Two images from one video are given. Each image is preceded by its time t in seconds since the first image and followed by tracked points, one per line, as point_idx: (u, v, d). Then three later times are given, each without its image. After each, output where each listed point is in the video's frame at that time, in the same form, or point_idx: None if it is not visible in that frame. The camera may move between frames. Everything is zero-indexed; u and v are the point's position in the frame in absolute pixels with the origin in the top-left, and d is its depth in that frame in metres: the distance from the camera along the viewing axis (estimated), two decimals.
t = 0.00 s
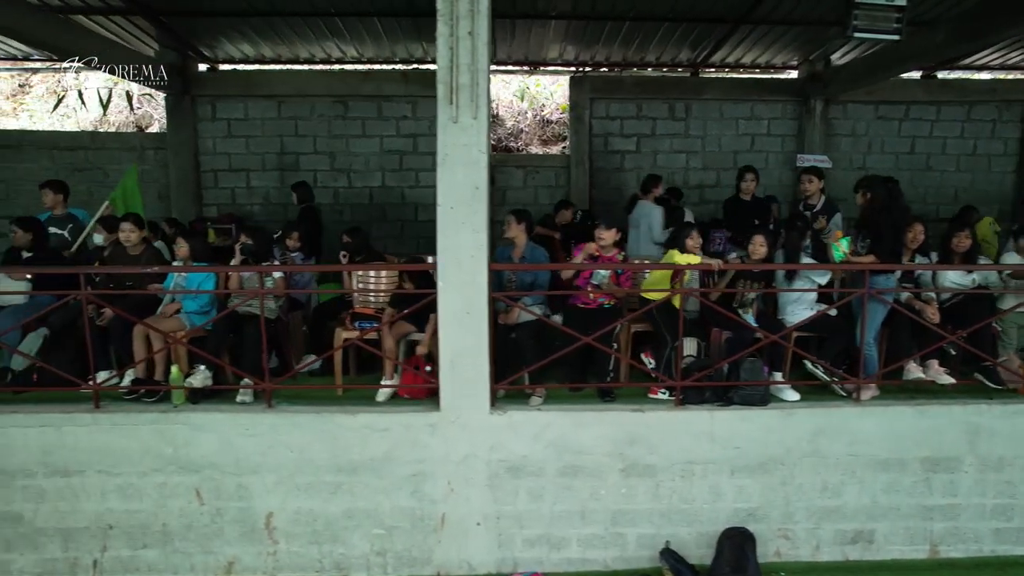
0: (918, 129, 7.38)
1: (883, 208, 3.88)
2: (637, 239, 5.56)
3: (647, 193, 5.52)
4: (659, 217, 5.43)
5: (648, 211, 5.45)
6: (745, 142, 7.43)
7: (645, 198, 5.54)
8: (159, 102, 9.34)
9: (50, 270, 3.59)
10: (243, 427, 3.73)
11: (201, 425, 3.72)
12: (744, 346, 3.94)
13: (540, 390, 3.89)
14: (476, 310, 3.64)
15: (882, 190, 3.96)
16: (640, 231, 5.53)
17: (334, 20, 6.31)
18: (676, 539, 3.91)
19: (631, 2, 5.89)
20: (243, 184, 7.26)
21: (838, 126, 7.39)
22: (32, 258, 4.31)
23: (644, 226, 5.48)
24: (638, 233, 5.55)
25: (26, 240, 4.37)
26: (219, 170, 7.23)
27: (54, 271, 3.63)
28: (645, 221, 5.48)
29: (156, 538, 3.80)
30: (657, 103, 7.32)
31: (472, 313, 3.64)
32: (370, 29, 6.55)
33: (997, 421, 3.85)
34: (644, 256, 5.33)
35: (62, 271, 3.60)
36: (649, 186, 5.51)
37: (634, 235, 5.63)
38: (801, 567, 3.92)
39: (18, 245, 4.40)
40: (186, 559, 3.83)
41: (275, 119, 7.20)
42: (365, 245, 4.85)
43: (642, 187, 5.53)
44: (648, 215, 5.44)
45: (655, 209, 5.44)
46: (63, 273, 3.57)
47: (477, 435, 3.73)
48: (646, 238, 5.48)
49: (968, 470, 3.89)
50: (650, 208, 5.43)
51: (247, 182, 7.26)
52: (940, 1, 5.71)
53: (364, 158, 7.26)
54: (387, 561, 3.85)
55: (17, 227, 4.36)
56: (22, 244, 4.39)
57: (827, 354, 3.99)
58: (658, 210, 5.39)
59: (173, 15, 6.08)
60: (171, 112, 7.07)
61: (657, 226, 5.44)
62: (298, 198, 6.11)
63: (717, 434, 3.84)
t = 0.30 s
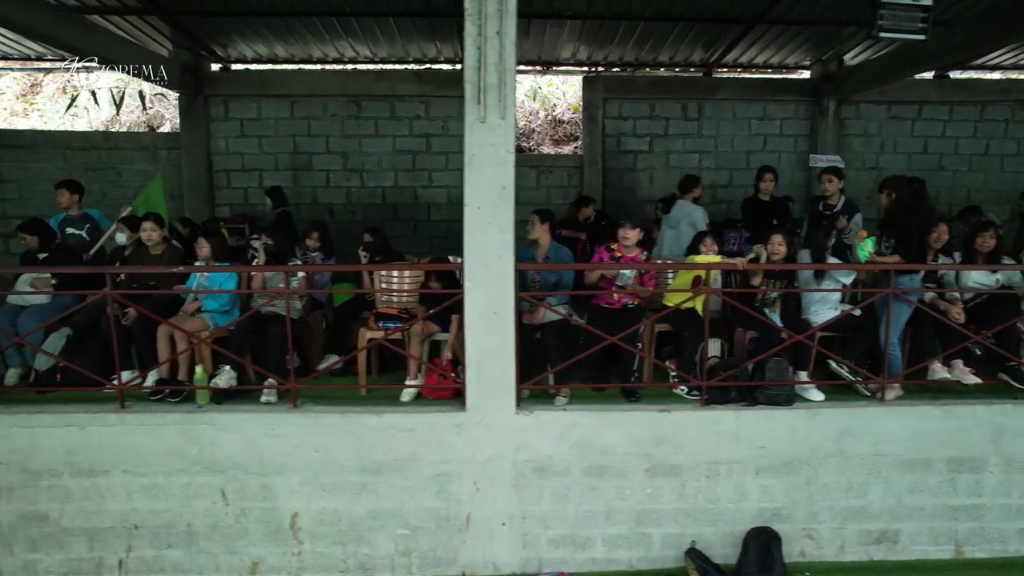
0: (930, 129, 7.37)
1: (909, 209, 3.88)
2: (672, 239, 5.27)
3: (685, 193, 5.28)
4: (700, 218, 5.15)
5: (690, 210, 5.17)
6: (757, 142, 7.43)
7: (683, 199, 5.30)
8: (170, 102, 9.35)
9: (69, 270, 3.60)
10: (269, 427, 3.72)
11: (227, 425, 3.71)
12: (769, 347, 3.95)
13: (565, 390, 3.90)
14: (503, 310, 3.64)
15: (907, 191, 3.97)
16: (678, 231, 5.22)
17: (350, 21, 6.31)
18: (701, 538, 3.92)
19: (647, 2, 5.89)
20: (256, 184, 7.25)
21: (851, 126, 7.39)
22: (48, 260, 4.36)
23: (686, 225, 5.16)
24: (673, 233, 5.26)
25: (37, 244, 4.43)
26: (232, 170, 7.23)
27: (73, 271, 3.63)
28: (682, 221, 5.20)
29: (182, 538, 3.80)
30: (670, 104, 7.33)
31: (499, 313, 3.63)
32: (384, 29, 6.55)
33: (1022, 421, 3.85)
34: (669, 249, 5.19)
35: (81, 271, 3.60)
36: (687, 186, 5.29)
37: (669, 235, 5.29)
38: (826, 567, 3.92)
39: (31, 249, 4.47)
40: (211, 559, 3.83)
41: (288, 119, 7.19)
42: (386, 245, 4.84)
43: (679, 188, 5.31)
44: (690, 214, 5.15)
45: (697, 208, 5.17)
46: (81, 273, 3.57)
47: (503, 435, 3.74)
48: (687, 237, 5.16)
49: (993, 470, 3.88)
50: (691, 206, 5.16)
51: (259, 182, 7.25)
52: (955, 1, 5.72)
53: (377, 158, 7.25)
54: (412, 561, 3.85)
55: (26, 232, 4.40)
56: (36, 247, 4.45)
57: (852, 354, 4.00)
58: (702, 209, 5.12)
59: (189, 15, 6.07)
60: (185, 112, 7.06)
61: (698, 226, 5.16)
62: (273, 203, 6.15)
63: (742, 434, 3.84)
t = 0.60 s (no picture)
0: (943, 129, 7.38)
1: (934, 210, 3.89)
2: (704, 240, 5.32)
3: (720, 194, 5.28)
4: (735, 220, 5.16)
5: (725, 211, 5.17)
6: (770, 142, 7.44)
7: (717, 199, 5.30)
8: (181, 102, 9.35)
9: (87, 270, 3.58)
10: (295, 427, 3.72)
11: (253, 425, 3.71)
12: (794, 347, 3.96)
13: (591, 389, 3.91)
14: (530, 310, 3.65)
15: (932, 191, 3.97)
16: (711, 231, 5.25)
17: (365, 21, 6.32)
18: (726, 538, 3.93)
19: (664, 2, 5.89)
20: (269, 184, 7.25)
21: (863, 127, 7.39)
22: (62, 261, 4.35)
23: (719, 226, 5.18)
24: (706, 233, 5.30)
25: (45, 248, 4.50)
26: (245, 170, 7.23)
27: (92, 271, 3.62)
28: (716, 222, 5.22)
29: (208, 538, 3.81)
30: (683, 104, 7.34)
31: (527, 313, 3.65)
32: (399, 28, 6.55)
33: None
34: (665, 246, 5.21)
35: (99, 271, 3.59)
36: (722, 187, 5.28)
37: (703, 234, 5.34)
38: (851, 567, 3.93)
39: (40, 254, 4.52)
40: (236, 559, 3.83)
41: (302, 119, 7.19)
42: (406, 245, 4.85)
43: (713, 189, 5.31)
44: (725, 215, 5.16)
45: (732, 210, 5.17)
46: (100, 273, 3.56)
47: (530, 435, 3.75)
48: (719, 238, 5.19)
49: (1018, 470, 3.89)
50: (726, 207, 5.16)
51: (273, 182, 7.25)
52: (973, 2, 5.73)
53: (390, 158, 7.26)
54: (438, 561, 3.86)
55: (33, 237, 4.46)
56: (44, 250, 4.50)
57: (876, 354, 4.02)
58: (738, 210, 5.13)
59: (205, 15, 6.07)
60: (199, 112, 7.06)
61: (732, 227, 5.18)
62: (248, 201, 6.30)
63: (767, 433, 3.85)
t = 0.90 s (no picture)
0: (956, 129, 7.39)
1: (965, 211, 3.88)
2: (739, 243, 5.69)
3: (753, 201, 5.48)
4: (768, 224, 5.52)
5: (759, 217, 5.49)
6: (784, 143, 7.45)
7: (750, 205, 5.52)
8: (194, 102, 9.37)
9: (91, 271, 3.61)
10: (324, 427, 3.73)
11: (283, 426, 3.72)
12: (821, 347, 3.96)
13: (619, 390, 3.92)
14: (560, 310, 3.67)
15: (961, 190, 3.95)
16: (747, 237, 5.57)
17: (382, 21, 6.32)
18: (754, 537, 3.94)
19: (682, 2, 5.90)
20: (284, 184, 7.26)
21: (877, 127, 7.40)
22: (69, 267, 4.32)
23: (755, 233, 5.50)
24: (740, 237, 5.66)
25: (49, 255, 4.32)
26: (260, 170, 7.23)
27: (95, 271, 3.66)
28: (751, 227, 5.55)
29: (237, 538, 3.82)
30: (697, 104, 7.35)
31: (557, 313, 3.67)
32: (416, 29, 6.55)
33: None
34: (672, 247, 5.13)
35: (102, 271, 3.62)
36: (755, 194, 5.48)
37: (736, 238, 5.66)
38: (878, 567, 3.94)
39: (41, 258, 4.35)
40: (265, 559, 3.84)
41: (317, 119, 7.20)
42: (428, 245, 4.86)
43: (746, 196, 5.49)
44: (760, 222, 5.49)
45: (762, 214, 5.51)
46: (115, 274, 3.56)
47: (559, 435, 3.77)
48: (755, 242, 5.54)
49: None
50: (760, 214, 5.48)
51: (288, 182, 7.26)
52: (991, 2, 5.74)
53: (405, 158, 7.26)
54: (466, 561, 3.87)
55: (34, 242, 4.25)
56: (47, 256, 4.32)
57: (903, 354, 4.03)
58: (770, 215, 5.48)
59: (223, 16, 6.07)
60: (214, 112, 7.06)
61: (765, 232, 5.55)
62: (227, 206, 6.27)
63: (795, 433, 3.86)
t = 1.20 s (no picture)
0: (971, 129, 7.40)
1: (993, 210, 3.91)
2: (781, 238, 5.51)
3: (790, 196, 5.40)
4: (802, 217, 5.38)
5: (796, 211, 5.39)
6: (799, 143, 7.46)
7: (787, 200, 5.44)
8: (207, 102, 9.38)
9: (111, 270, 3.65)
10: (356, 427, 3.73)
11: (315, 425, 3.72)
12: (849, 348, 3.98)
13: (649, 389, 3.93)
14: (593, 310, 3.67)
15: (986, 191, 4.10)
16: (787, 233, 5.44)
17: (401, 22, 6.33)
18: (784, 537, 3.95)
19: (702, 3, 5.92)
20: (300, 184, 7.26)
21: (892, 127, 7.41)
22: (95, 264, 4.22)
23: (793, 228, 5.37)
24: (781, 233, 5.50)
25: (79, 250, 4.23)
26: (276, 170, 7.24)
27: (116, 271, 3.70)
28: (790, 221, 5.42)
29: (268, 538, 3.82)
30: (713, 104, 7.36)
31: (589, 313, 3.68)
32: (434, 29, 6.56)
33: None
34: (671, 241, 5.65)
35: (121, 271, 3.67)
36: (792, 189, 5.40)
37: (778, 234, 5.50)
38: (907, 566, 3.95)
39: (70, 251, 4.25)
40: (296, 559, 3.84)
41: (333, 119, 7.20)
42: (452, 245, 4.85)
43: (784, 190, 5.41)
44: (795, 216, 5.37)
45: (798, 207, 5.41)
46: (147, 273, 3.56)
47: (590, 434, 3.77)
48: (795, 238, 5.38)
49: None
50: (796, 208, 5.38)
51: (304, 182, 7.26)
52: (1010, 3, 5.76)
53: (421, 158, 7.27)
54: (497, 560, 3.87)
55: (66, 234, 4.18)
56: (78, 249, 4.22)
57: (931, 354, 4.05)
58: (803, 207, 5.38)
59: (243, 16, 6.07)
60: (231, 112, 7.07)
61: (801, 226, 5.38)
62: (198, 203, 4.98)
63: (825, 433, 3.87)
